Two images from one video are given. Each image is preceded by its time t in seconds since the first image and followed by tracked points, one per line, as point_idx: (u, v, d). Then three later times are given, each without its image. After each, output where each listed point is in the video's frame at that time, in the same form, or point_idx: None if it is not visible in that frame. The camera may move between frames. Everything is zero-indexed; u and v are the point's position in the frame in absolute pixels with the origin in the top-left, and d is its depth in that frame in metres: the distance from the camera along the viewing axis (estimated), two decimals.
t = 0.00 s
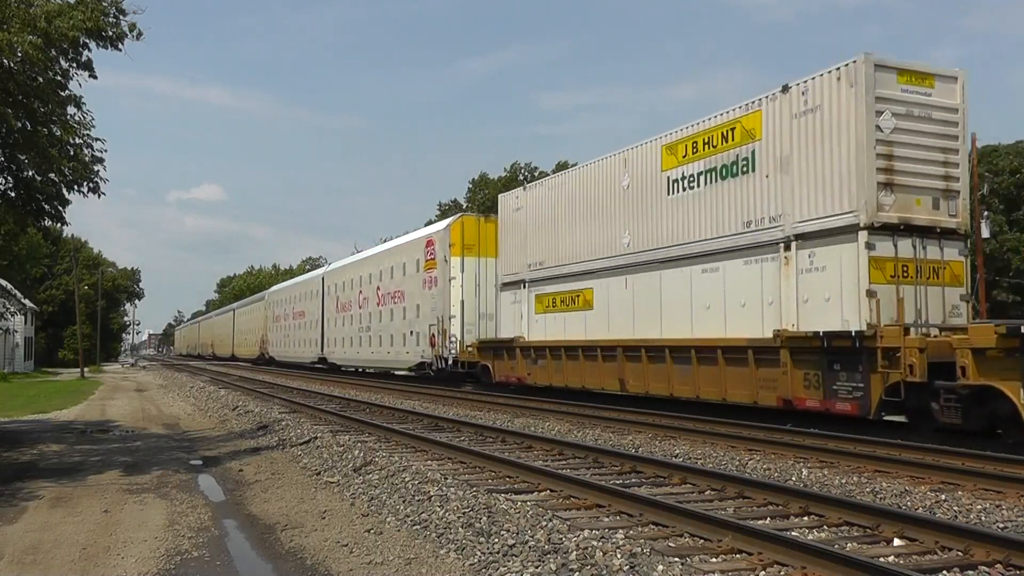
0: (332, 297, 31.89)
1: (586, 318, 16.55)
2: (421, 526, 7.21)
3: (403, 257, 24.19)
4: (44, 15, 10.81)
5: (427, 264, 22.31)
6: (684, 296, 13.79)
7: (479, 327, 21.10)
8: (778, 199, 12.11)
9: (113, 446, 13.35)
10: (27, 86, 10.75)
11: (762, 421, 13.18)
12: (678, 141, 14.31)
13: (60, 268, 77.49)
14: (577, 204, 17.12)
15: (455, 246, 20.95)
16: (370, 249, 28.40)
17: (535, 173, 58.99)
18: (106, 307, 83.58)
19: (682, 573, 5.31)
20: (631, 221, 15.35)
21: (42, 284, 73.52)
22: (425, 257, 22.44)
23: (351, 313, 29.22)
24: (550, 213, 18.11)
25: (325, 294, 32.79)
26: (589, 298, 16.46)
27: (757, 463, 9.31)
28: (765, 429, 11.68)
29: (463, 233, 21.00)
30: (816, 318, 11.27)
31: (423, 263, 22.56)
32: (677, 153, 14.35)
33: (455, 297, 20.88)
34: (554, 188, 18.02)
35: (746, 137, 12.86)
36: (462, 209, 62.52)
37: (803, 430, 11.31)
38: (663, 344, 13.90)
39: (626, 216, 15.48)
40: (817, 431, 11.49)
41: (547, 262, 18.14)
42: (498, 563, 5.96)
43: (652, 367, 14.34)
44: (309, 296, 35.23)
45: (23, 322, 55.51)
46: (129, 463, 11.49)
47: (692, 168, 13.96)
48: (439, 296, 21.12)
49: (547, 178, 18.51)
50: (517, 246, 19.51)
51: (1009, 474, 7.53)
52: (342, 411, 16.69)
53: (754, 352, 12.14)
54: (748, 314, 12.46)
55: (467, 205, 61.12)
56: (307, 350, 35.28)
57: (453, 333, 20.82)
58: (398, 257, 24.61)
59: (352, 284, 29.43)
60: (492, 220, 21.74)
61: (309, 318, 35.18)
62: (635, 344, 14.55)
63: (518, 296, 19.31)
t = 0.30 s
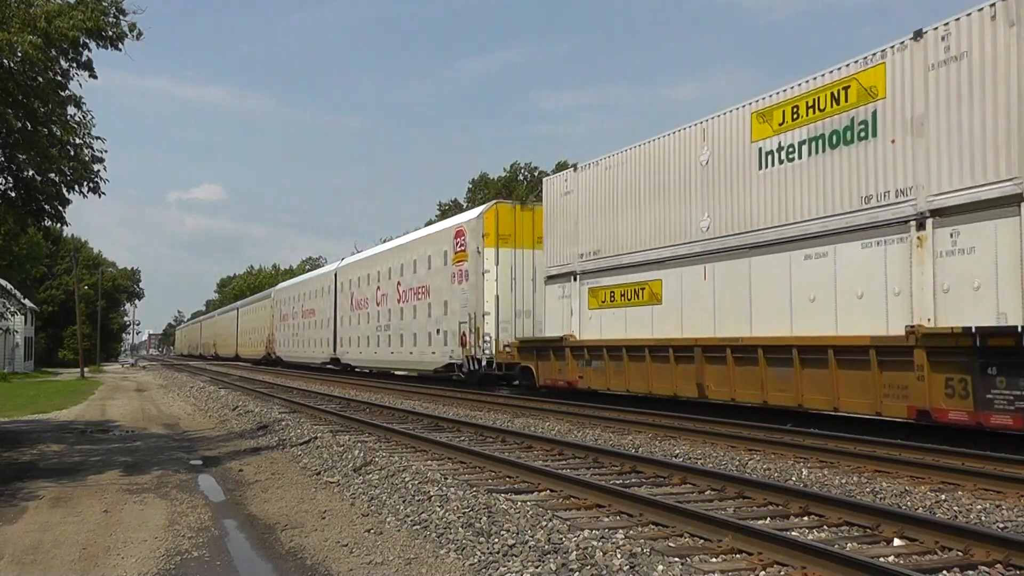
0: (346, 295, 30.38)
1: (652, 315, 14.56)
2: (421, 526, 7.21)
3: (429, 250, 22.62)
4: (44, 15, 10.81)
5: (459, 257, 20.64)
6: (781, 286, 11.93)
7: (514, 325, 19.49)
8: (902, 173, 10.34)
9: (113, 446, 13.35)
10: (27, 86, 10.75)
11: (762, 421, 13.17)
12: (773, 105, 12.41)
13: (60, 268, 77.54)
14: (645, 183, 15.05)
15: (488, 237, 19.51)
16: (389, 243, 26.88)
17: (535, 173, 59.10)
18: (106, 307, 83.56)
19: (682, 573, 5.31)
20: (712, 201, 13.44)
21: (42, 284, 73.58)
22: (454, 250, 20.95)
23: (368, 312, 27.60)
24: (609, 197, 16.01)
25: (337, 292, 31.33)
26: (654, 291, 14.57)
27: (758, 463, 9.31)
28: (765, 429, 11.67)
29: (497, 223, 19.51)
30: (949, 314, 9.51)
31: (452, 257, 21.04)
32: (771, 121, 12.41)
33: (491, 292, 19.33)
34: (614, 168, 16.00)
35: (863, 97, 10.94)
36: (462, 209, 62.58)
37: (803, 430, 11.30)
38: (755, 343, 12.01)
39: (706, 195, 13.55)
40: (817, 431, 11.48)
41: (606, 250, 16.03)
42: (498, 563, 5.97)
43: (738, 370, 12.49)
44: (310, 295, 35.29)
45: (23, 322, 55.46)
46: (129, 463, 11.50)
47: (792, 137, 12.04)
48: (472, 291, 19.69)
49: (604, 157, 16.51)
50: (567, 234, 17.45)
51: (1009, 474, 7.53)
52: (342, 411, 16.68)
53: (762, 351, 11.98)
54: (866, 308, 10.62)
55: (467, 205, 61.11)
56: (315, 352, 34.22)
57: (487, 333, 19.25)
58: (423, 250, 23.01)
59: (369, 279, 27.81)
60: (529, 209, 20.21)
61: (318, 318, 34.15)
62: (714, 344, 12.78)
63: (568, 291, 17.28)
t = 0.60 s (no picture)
0: (361, 292, 28.54)
1: (738, 309, 12.66)
2: (421, 526, 7.21)
3: (457, 241, 20.61)
4: (44, 15, 10.81)
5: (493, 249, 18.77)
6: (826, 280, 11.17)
7: (559, 322, 17.70)
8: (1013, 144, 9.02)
9: (113, 446, 13.35)
10: (27, 86, 10.74)
11: (763, 421, 13.16)
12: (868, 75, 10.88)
13: (60, 268, 77.54)
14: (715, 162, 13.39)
15: (530, 225, 17.56)
16: (410, 235, 24.89)
17: (535, 173, 59.17)
18: (106, 307, 83.57)
19: (682, 573, 5.31)
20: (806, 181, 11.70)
21: (42, 284, 73.58)
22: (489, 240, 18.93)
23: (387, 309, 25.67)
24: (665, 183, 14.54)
25: (352, 288, 29.56)
26: (737, 283, 12.68)
27: (757, 463, 9.31)
28: (765, 430, 11.67)
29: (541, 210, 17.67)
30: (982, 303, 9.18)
31: (486, 247, 19.05)
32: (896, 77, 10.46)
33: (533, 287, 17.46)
34: (687, 143, 14.08)
35: (978, 56, 9.46)
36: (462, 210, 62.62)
37: (802, 430, 11.29)
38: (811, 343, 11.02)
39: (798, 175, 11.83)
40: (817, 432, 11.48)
41: (679, 236, 14.10)
42: (498, 563, 5.96)
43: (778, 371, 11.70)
44: (315, 294, 34.76)
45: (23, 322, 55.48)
46: (129, 463, 11.49)
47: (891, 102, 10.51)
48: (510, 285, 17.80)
49: (672, 132, 14.61)
50: (629, 221, 15.52)
51: (1009, 474, 7.53)
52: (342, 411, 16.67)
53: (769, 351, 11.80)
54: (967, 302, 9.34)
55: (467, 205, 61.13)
56: (324, 353, 32.67)
57: (528, 331, 17.37)
58: (451, 240, 21.01)
59: (388, 274, 25.79)
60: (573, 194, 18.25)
61: (327, 316, 32.72)
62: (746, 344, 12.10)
63: (628, 284, 15.38)
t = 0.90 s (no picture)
0: (382, 288, 26.91)
1: (850, 300, 10.59)
2: (421, 526, 7.21)
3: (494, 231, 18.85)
4: (44, 15, 10.81)
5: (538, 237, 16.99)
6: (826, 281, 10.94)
7: (614, 320, 16.03)
8: None
9: (113, 446, 13.35)
10: (27, 86, 10.74)
11: (763, 421, 13.15)
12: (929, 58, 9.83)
13: (61, 268, 77.60)
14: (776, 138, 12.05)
15: (582, 210, 15.87)
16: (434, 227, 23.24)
17: (535, 173, 59.23)
18: (106, 308, 83.58)
19: (682, 573, 5.31)
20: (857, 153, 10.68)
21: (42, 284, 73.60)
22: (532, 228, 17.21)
23: (411, 306, 23.96)
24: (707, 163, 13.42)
25: (370, 285, 27.83)
26: (850, 270, 10.63)
27: (757, 463, 9.31)
28: (765, 430, 11.67)
29: (592, 192, 15.97)
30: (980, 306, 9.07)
31: (529, 236, 17.34)
32: None
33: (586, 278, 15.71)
34: (787, 107, 11.89)
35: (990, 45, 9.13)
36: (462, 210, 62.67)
37: (802, 430, 11.29)
38: (840, 341, 10.39)
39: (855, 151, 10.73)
40: (818, 432, 11.47)
41: (774, 217, 11.93)
42: (498, 563, 5.96)
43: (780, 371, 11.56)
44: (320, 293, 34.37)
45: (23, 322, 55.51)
46: (129, 463, 11.50)
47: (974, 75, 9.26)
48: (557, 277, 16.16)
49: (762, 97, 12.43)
50: (707, 200, 13.35)
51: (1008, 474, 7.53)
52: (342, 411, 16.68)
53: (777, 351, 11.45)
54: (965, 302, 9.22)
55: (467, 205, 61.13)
56: (338, 355, 31.15)
57: (580, 329, 15.60)
58: (486, 230, 19.26)
59: (413, 269, 24.02)
60: (627, 177, 16.57)
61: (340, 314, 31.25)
62: (764, 344, 11.56)
63: (707, 274, 13.18)
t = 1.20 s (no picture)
0: (402, 284, 25.24)
1: (945, 292, 9.04)
2: (421, 526, 7.21)
3: (538, 218, 17.19)
4: (44, 15, 10.81)
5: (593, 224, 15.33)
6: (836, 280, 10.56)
7: (681, 316, 14.42)
8: None
9: (113, 446, 13.35)
10: (27, 85, 10.74)
11: (764, 420, 13.15)
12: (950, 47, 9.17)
13: (61, 268, 77.57)
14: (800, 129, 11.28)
15: (645, 191, 14.27)
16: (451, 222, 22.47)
17: (535, 173, 59.21)
18: (106, 307, 83.60)
19: (682, 573, 5.31)
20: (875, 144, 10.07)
21: (42, 284, 73.58)
22: (585, 213, 15.57)
23: (439, 302, 22.21)
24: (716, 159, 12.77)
25: (391, 280, 26.11)
26: (1011, 251, 8.40)
27: (758, 463, 9.31)
28: (766, 430, 11.67)
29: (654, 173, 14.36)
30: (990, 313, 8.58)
31: (582, 222, 15.66)
32: None
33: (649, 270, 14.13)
34: (857, 77, 10.42)
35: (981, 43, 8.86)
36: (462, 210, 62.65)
37: (803, 430, 11.29)
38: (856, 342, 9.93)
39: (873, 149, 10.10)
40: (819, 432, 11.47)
41: (901, 188, 9.73)
42: (498, 563, 5.96)
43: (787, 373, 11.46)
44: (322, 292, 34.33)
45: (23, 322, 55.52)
46: (129, 463, 11.49)
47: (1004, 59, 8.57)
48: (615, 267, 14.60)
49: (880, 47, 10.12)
50: (810, 172, 11.08)
51: (1008, 474, 7.53)
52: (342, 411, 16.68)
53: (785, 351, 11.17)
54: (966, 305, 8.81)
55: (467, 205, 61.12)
56: (353, 356, 29.63)
57: (644, 327, 14.00)
58: (530, 217, 17.60)
59: (440, 262, 22.22)
60: (695, 155, 14.91)
61: (354, 312, 29.76)
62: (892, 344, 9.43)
63: (810, 262, 10.95)
